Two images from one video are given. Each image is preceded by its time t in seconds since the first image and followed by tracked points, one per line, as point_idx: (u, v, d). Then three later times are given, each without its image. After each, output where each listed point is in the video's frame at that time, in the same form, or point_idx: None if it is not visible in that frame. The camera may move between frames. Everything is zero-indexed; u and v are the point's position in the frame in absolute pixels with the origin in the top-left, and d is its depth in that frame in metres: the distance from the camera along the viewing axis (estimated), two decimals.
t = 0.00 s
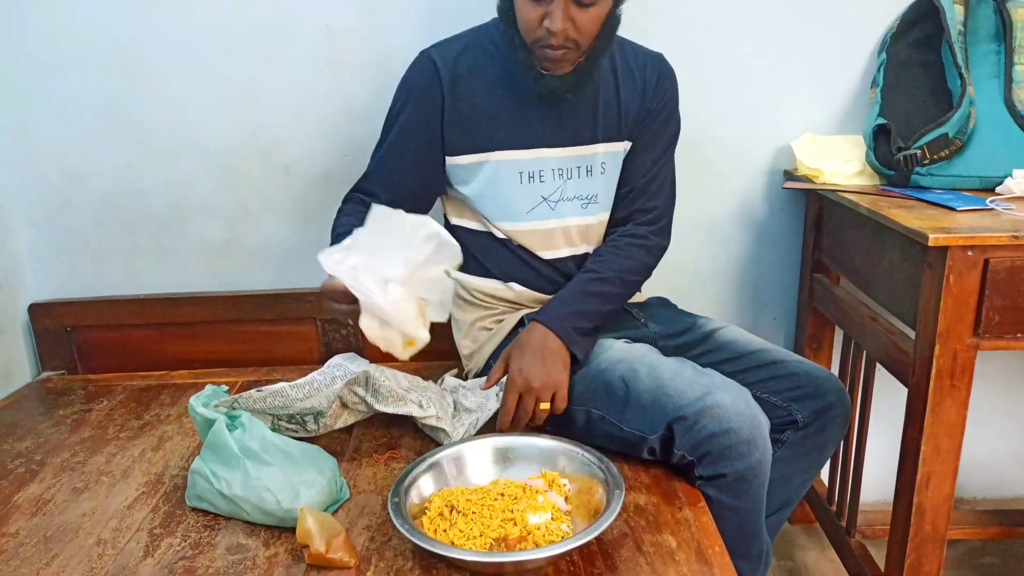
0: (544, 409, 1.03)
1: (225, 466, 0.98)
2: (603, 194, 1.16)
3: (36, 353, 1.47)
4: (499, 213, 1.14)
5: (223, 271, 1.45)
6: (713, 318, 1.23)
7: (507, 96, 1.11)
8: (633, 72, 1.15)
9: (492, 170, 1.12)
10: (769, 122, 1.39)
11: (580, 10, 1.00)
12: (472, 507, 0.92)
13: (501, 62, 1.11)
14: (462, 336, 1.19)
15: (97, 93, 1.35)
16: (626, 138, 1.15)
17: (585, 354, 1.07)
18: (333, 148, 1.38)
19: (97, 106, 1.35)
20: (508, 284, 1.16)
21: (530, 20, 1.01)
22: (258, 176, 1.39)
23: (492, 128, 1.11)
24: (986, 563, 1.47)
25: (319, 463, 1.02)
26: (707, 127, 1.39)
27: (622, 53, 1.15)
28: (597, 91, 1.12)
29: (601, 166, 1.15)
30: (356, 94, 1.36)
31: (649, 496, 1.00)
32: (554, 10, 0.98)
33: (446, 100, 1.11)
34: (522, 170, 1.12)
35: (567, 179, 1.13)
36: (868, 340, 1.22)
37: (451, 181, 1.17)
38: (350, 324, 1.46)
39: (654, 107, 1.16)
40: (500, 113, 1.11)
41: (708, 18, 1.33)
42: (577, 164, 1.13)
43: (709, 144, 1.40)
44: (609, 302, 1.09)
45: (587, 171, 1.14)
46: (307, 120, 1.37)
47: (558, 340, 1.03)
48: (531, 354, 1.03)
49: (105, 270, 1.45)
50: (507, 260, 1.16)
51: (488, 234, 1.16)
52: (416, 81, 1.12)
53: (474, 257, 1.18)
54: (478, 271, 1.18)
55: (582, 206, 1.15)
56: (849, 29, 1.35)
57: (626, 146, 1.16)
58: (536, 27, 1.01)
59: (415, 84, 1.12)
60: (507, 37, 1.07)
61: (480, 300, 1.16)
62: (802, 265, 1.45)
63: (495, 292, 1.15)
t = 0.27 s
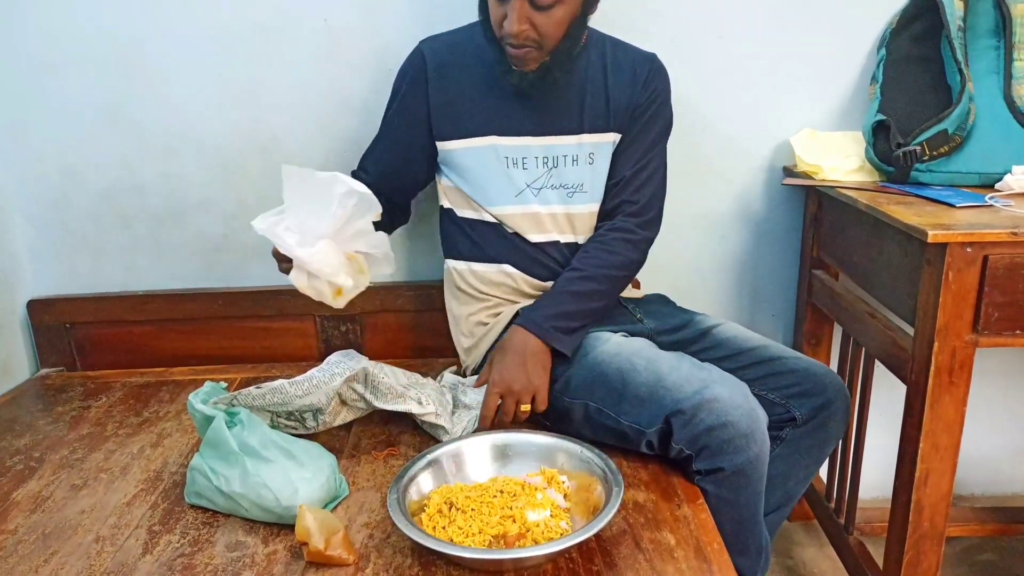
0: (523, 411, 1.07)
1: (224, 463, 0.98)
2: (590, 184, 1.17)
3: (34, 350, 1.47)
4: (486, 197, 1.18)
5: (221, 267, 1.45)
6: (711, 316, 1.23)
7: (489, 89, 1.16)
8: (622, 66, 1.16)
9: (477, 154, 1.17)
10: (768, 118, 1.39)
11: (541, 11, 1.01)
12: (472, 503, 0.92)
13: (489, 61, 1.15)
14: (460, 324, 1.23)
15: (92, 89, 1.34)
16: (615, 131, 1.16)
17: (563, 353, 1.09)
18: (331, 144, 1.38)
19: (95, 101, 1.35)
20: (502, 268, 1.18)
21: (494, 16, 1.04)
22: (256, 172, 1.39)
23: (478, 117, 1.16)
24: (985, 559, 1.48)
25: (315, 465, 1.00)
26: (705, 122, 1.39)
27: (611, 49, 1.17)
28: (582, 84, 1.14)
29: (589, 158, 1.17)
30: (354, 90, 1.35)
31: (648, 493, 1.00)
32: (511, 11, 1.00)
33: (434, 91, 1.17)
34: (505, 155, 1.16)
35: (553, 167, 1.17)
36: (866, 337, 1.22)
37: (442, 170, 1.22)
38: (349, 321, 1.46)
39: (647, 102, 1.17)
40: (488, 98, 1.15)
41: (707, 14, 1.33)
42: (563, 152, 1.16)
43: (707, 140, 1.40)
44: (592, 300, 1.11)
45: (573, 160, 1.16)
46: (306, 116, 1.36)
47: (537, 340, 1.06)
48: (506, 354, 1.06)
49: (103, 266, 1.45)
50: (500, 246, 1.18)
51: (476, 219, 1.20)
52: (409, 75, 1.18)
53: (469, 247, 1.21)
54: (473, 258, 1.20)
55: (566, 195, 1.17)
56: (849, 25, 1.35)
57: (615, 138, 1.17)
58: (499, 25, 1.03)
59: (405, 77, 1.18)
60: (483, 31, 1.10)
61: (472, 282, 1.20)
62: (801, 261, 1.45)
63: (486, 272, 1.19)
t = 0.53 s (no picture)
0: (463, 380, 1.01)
1: (221, 454, 0.98)
2: (577, 177, 1.17)
3: (30, 341, 1.46)
4: (475, 187, 1.18)
5: (218, 258, 1.45)
6: (707, 307, 1.22)
7: (484, 82, 1.16)
8: (609, 57, 1.15)
9: (464, 147, 1.17)
10: (767, 110, 1.39)
11: None
12: (469, 494, 0.92)
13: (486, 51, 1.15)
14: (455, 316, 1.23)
15: (85, 78, 1.33)
16: (603, 122, 1.16)
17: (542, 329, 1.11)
18: (329, 134, 1.37)
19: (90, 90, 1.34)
20: (494, 258, 1.18)
21: None
22: (252, 162, 1.38)
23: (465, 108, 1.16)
24: (981, 551, 1.48)
25: (310, 452, 1.00)
26: (703, 114, 1.38)
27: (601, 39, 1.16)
28: (568, 74, 1.14)
29: (575, 149, 1.16)
30: (351, 80, 1.34)
31: (645, 484, 1.00)
32: None
33: (423, 85, 1.18)
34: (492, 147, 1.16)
35: (541, 159, 1.16)
36: (864, 329, 1.22)
37: (432, 159, 1.23)
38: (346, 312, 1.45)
39: (636, 89, 1.16)
40: (478, 91, 1.16)
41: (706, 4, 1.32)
42: (550, 144, 1.16)
43: (706, 131, 1.39)
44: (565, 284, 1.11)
45: (561, 152, 1.16)
46: (303, 106, 1.36)
47: (494, 321, 1.06)
48: (457, 329, 1.05)
49: (99, 257, 1.44)
50: (491, 236, 1.18)
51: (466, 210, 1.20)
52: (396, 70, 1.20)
53: (462, 239, 1.20)
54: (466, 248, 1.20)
55: (552, 186, 1.17)
56: (849, 15, 1.34)
57: (603, 129, 1.16)
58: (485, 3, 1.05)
59: (392, 74, 1.20)
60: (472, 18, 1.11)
61: (466, 274, 1.20)
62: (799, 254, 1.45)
63: (480, 263, 1.19)
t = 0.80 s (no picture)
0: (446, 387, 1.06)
1: (223, 458, 0.98)
2: (576, 175, 1.15)
3: (33, 345, 1.46)
4: (478, 202, 1.16)
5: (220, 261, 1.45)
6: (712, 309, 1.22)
7: (474, 83, 1.13)
8: (597, 44, 1.13)
9: (458, 162, 1.15)
10: (768, 111, 1.38)
11: None
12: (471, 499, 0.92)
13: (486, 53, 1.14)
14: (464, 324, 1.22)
15: (87, 82, 1.34)
16: (596, 115, 1.14)
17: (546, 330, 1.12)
18: (329, 137, 1.37)
19: (92, 92, 1.34)
20: (499, 270, 1.16)
21: None
22: (253, 164, 1.38)
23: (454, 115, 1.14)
24: (985, 554, 1.48)
25: (307, 454, 1.00)
26: (704, 115, 1.38)
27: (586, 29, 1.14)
28: (558, 68, 1.12)
29: (572, 147, 1.14)
30: (352, 83, 1.34)
31: (648, 488, 1.00)
32: None
33: (410, 94, 1.16)
34: (490, 159, 1.14)
35: (538, 163, 1.15)
36: (867, 332, 1.22)
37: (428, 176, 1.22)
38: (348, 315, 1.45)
39: (622, 77, 1.13)
40: (469, 90, 1.13)
41: (706, 3, 1.32)
42: (546, 148, 1.14)
43: (707, 132, 1.39)
44: (556, 294, 1.08)
45: (558, 153, 1.15)
46: (304, 109, 1.36)
47: (486, 331, 1.06)
48: (452, 329, 1.07)
49: (101, 260, 1.44)
50: (494, 248, 1.16)
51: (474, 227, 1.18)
52: (383, 88, 1.18)
53: (465, 251, 1.19)
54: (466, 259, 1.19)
55: (556, 189, 1.15)
56: (850, 16, 1.34)
57: (596, 120, 1.14)
58: None
59: (377, 89, 1.19)
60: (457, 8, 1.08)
61: (472, 286, 1.18)
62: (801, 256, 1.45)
63: (488, 278, 1.17)
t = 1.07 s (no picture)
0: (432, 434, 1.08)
1: (225, 486, 0.98)
2: (564, 218, 1.15)
3: (37, 373, 1.47)
4: (467, 245, 1.15)
5: (223, 289, 1.46)
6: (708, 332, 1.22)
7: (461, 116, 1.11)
8: (586, 78, 1.13)
9: (447, 206, 1.14)
10: (767, 141, 1.40)
11: None
12: (473, 531, 0.91)
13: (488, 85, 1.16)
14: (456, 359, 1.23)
15: (96, 112, 1.36)
16: (585, 156, 1.13)
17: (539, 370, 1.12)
18: (333, 166, 1.39)
19: (99, 123, 1.36)
20: (493, 310, 1.17)
21: (458, 11, 1.01)
22: (257, 193, 1.40)
23: (439, 158, 1.12)
24: None
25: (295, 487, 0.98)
26: (703, 145, 1.39)
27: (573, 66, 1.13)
28: (546, 103, 1.11)
29: (561, 189, 1.14)
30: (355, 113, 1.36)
31: (650, 519, 1.00)
32: None
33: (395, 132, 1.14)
34: (478, 204, 1.13)
35: (527, 205, 1.14)
36: (869, 361, 1.22)
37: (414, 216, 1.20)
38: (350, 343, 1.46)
39: (611, 119, 1.13)
40: (457, 130, 1.12)
41: (703, 36, 1.34)
42: (535, 191, 1.14)
43: (707, 162, 1.40)
44: (542, 344, 1.08)
45: (547, 197, 1.14)
46: (307, 138, 1.37)
47: (476, 386, 1.07)
48: (439, 378, 1.07)
49: (105, 287, 1.45)
50: (486, 286, 1.17)
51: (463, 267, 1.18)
52: (366, 127, 1.16)
53: (456, 290, 1.20)
54: (461, 301, 1.19)
55: (545, 231, 1.15)
56: (847, 48, 1.36)
57: (584, 162, 1.14)
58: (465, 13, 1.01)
59: (361, 124, 1.16)
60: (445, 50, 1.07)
61: (463, 326, 1.19)
62: (802, 285, 1.45)
63: (481, 320, 1.17)
